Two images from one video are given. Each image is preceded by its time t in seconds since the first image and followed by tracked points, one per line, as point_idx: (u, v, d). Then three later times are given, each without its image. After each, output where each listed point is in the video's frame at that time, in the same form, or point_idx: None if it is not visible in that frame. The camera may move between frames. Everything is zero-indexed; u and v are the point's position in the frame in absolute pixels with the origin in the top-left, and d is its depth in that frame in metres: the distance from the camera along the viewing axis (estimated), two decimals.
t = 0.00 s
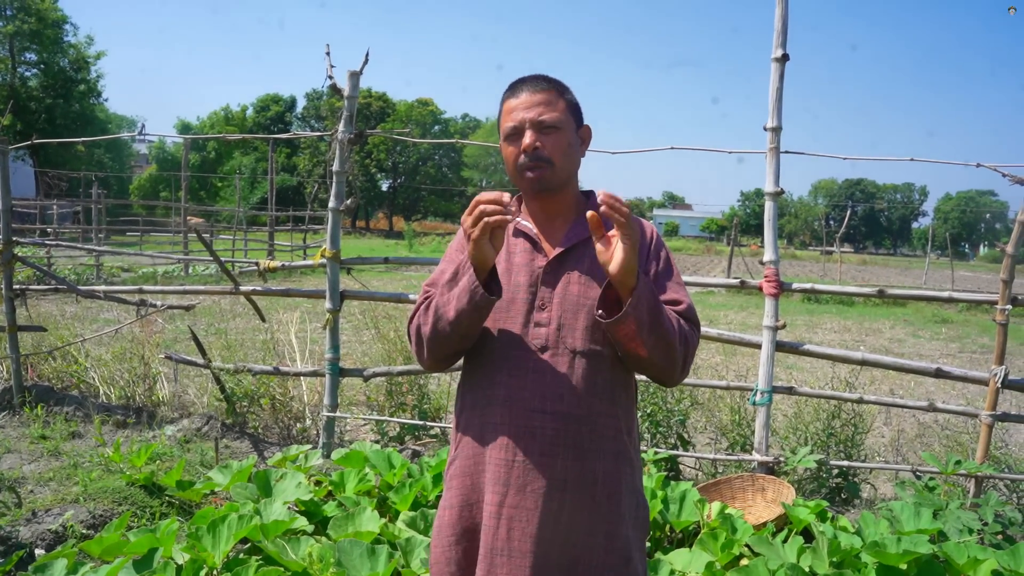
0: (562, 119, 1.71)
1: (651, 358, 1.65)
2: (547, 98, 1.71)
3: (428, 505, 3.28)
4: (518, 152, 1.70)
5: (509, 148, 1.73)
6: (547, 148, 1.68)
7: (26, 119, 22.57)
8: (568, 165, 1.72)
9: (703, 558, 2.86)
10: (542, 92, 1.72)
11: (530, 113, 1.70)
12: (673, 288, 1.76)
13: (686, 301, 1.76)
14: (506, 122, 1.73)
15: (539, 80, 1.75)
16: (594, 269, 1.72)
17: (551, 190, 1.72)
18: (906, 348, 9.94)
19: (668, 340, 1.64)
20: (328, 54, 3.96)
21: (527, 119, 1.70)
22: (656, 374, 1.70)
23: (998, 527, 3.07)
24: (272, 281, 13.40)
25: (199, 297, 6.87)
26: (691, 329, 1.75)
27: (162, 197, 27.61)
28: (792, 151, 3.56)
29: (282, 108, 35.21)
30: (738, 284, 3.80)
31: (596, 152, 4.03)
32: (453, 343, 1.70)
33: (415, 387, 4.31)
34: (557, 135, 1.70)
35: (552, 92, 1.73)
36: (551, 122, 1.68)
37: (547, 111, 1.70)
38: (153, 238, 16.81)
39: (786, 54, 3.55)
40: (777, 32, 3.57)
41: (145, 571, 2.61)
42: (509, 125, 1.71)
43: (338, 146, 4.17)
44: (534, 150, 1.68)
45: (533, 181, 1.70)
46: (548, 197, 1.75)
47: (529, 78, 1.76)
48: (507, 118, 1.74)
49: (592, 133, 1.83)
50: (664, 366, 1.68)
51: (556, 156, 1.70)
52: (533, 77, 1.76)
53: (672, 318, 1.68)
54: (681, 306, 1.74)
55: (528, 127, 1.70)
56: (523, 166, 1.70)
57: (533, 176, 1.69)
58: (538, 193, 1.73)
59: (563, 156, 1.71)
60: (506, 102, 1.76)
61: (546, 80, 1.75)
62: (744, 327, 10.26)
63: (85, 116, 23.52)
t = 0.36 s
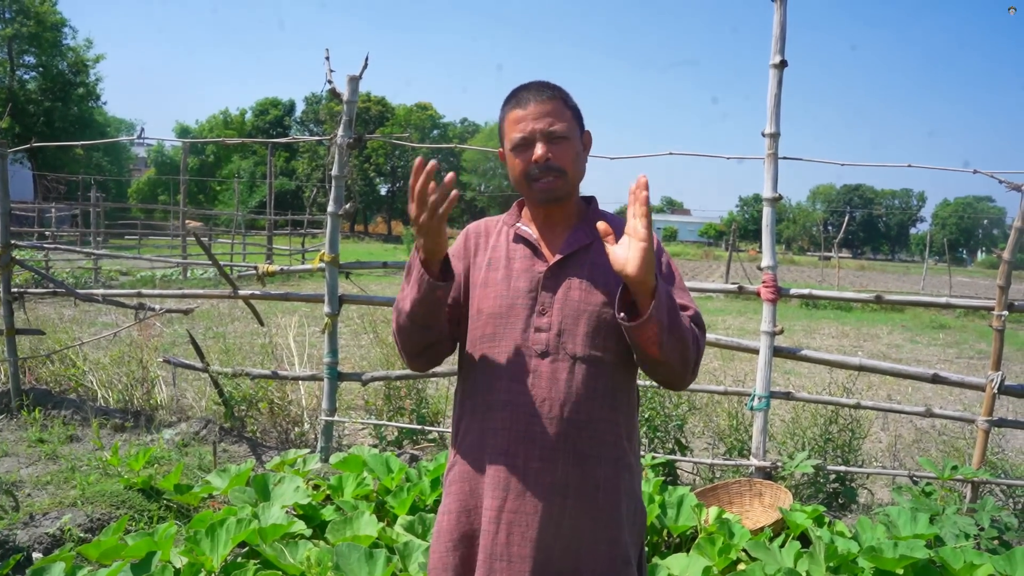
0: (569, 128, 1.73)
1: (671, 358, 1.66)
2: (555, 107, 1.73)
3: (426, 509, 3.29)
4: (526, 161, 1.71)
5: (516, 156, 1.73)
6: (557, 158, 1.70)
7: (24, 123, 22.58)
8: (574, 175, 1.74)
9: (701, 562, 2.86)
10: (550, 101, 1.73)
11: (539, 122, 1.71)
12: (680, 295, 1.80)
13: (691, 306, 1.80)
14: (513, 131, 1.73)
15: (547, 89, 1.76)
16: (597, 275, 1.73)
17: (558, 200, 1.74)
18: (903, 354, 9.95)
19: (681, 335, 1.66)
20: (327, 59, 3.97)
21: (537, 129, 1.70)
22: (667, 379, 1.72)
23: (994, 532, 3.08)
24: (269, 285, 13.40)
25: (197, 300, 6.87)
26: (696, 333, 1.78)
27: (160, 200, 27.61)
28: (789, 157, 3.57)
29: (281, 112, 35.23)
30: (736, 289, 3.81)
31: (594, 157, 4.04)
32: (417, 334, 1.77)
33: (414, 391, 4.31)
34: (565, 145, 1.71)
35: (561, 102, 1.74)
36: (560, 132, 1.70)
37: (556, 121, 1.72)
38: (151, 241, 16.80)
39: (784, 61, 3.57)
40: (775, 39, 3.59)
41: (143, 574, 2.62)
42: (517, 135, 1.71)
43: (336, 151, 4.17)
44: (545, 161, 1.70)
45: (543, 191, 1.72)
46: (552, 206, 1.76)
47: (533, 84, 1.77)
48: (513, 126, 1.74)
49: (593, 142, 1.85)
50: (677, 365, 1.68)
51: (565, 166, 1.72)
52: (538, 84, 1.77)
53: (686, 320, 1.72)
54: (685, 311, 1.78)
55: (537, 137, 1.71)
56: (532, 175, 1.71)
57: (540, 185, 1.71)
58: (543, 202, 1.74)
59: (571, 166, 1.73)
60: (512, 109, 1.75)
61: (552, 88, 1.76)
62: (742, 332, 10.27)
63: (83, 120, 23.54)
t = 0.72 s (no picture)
0: (573, 128, 1.74)
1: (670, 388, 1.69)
2: (560, 106, 1.74)
3: (427, 511, 3.29)
4: (528, 158, 1.72)
5: (519, 152, 1.74)
6: (558, 156, 1.71)
7: (26, 124, 22.62)
8: (575, 174, 1.75)
9: (702, 564, 2.86)
10: (555, 100, 1.74)
11: (542, 119, 1.73)
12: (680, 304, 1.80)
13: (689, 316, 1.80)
14: (518, 127, 1.75)
15: (552, 88, 1.77)
16: (596, 277, 1.74)
17: (558, 199, 1.75)
18: (904, 357, 9.95)
19: (683, 368, 1.70)
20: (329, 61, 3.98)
21: (540, 125, 1.72)
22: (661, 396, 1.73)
23: (995, 535, 3.09)
24: (270, 288, 13.42)
25: (199, 302, 6.88)
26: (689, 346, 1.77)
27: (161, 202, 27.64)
28: (790, 160, 3.59)
29: (282, 114, 35.26)
30: (736, 292, 3.82)
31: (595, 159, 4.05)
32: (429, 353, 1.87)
33: (415, 393, 4.32)
34: (568, 143, 1.73)
35: (566, 100, 1.75)
36: (563, 129, 1.71)
37: (559, 119, 1.73)
38: (152, 243, 16.82)
39: (785, 64, 3.58)
40: (776, 41, 3.60)
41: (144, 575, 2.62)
42: (521, 131, 1.74)
43: (338, 153, 4.18)
44: (546, 157, 1.71)
45: (541, 188, 1.73)
46: (552, 205, 1.77)
47: (541, 84, 1.78)
48: (518, 123, 1.76)
49: (598, 144, 1.85)
50: (671, 388, 1.69)
51: (566, 165, 1.73)
52: (546, 84, 1.78)
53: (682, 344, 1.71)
54: (683, 320, 1.78)
55: (540, 134, 1.72)
56: (533, 173, 1.72)
57: (540, 182, 1.72)
58: (543, 200, 1.75)
59: (572, 165, 1.74)
60: (517, 107, 1.78)
61: (559, 88, 1.77)
62: (743, 335, 10.27)
63: (85, 122, 23.58)
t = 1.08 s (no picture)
0: (571, 127, 1.73)
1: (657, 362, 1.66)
2: (558, 105, 1.74)
3: (430, 509, 3.30)
4: (525, 158, 1.72)
5: (516, 151, 1.74)
6: (556, 155, 1.71)
7: (29, 123, 22.64)
8: (573, 173, 1.75)
9: (704, 562, 2.87)
10: (553, 99, 1.74)
11: (539, 119, 1.73)
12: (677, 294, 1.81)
13: (690, 308, 1.81)
14: (514, 126, 1.75)
15: (550, 86, 1.77)
16: (597, 273, 1.74)
17: (557, 198, 1.75)
18: (907, 354, 9.94)
19: (673, 339, 1.65)
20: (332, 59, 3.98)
21: (537, 125, 1.72)
22: (658, 380, 1.72)
23: (997, 532, 3.09)
24: (273, 285, 13.44)
25: (202, 300, 6.89)
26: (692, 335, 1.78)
27: (164, 200, 27.68)
28: (793, 158, 3.58)
29: (284, 112, 35.27)
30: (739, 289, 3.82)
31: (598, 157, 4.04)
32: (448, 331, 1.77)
33: (418, 391, 4.32)
34: (565, 143, 1.72)
35: (563, 100, 1.75)
36: (560, 129, 1.71)
37: (557, 118, 1.73)
38: (155, 241, 16.84)
39: (788, 61, 3.57)
40: (779, 39, 3.59)
41: (149, 572, 2.63)
42: (518, 131, 1.73)
43: (340, 151, 4.18)
44: (542, 157, 1.71)
45: (540, 188, 1.73)
46: (551, 204, 1.77)
47: (539, 83, 1.78)
48: (516, 122, 1.76)
49: (598, 142, 1.85)
50: (670, 370, 1.69)
51: (564, 164, 1.72)
52: (544, 83, 1.78)
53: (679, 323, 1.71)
54: (685, 311, 1.79)
55: (537, 133, 1.72)
56: (530, 172, 1.72)
57: (538, 182, 1.72)
58: (542, 200, 1.75)
59: (571, 164, 1.73)
60: (515, 106, 1.78)
61: (557, 86, 1.77)
62: (745, 332, 10.28)
63: (88, 120, 23.60)
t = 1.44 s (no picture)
0: (567, 124, 1.74)
1: (636, 371, 1.66)
2: (553, 103, 1.74)
3: (430, 507, 3.30)
4: (524, 156, 1.72)
5: (514, 151, 1.74)
6: (554, 152, 1.71)
7: (27, 123, 22.61)
8: (572, 171, 1.74)
9: (704, 560, 2.88)
10: (548, 97, 1.74)
11: (536, 117, 1.73)
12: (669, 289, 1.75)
13: (681, 302, 1.74)
14: (512, 126, 1.75)
15: (545, 85, 1.77)
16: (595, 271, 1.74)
17: (555, 195, 1.75)
18: (906, 351, 9.96)
19: (649, 353, 1.64)
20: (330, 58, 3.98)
21: (534, 124, 1.72)
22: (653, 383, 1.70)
23: (996, 529, 3.10)
24: (273, 284, 13.45)
25: (201, 299, 6.90)
26: (689, 337, 1.75)
27: (163, 200, 27.69)
28: (792, 155, 3.58)
29: (283, 111, 35.26)
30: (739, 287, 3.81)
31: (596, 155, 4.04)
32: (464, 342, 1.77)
33: (417, 390, 4.32)
34: (562, 140, 1.72)
35: (558, 98, 1.75)
36: (558, 126, 1.71)
37: (553, 117, 1.73)
38: (154, 240, 16.83)
39: (786, 59, 3.58)
40: (777, 37, 3.59)
41: (148, 572, 2.63)
42: (515, 130, 1.73)
43: (339, 150, 4.18)
44: (541, 154, 1.70)
45: (541, 186, 1.72)
46: (549, 201, 1.77)
47: (532, 82, 1.79)
48: (512, 122, 1.75)
49: (593, 140, 1.86)
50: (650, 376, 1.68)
51: (563, 161, 1.72)
52: (536, 82, 1.79)
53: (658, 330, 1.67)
54: (673, 306, 1.73)
55: (534, 131, 1.72)
56: (528, 169, 1.72)
57: (537, 180, 1.71)
58: (540, 197, 1.75)
59: (568, 162, 1.73)
60: (511, 106, 1.77)
61: (550, 85, 1.77)
62: (744, 330, 10.29)
63: (86, 119, 23.58)
